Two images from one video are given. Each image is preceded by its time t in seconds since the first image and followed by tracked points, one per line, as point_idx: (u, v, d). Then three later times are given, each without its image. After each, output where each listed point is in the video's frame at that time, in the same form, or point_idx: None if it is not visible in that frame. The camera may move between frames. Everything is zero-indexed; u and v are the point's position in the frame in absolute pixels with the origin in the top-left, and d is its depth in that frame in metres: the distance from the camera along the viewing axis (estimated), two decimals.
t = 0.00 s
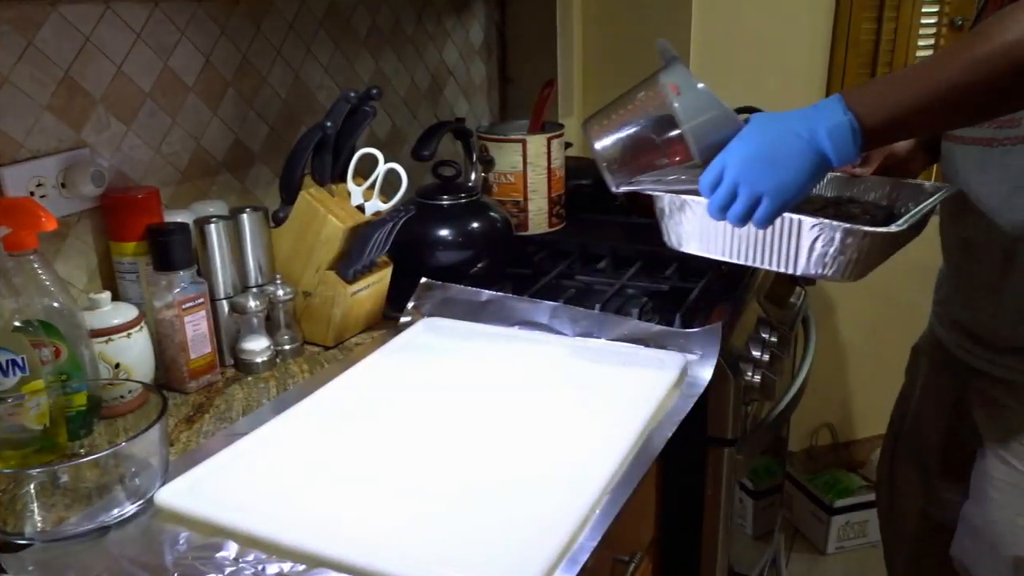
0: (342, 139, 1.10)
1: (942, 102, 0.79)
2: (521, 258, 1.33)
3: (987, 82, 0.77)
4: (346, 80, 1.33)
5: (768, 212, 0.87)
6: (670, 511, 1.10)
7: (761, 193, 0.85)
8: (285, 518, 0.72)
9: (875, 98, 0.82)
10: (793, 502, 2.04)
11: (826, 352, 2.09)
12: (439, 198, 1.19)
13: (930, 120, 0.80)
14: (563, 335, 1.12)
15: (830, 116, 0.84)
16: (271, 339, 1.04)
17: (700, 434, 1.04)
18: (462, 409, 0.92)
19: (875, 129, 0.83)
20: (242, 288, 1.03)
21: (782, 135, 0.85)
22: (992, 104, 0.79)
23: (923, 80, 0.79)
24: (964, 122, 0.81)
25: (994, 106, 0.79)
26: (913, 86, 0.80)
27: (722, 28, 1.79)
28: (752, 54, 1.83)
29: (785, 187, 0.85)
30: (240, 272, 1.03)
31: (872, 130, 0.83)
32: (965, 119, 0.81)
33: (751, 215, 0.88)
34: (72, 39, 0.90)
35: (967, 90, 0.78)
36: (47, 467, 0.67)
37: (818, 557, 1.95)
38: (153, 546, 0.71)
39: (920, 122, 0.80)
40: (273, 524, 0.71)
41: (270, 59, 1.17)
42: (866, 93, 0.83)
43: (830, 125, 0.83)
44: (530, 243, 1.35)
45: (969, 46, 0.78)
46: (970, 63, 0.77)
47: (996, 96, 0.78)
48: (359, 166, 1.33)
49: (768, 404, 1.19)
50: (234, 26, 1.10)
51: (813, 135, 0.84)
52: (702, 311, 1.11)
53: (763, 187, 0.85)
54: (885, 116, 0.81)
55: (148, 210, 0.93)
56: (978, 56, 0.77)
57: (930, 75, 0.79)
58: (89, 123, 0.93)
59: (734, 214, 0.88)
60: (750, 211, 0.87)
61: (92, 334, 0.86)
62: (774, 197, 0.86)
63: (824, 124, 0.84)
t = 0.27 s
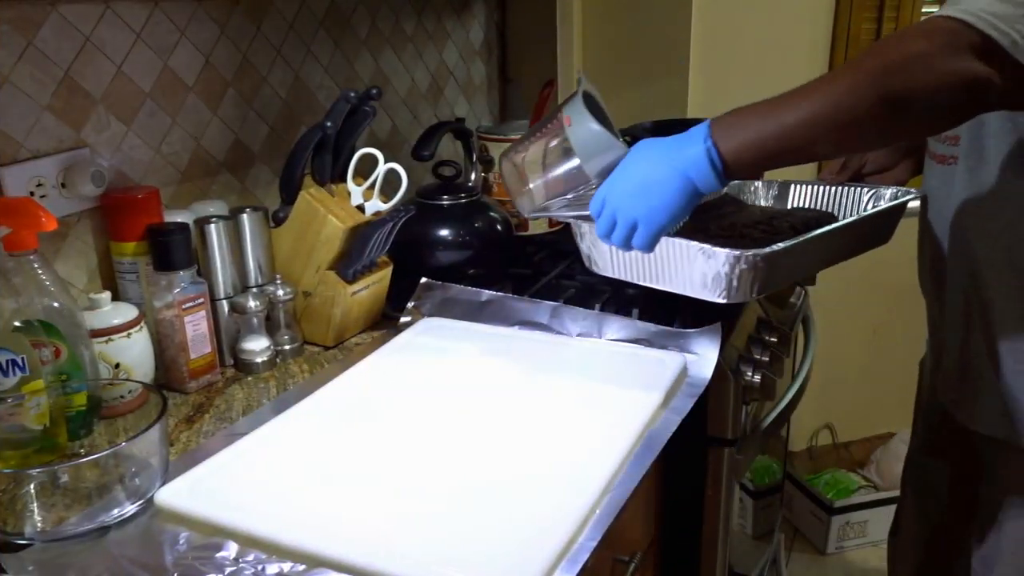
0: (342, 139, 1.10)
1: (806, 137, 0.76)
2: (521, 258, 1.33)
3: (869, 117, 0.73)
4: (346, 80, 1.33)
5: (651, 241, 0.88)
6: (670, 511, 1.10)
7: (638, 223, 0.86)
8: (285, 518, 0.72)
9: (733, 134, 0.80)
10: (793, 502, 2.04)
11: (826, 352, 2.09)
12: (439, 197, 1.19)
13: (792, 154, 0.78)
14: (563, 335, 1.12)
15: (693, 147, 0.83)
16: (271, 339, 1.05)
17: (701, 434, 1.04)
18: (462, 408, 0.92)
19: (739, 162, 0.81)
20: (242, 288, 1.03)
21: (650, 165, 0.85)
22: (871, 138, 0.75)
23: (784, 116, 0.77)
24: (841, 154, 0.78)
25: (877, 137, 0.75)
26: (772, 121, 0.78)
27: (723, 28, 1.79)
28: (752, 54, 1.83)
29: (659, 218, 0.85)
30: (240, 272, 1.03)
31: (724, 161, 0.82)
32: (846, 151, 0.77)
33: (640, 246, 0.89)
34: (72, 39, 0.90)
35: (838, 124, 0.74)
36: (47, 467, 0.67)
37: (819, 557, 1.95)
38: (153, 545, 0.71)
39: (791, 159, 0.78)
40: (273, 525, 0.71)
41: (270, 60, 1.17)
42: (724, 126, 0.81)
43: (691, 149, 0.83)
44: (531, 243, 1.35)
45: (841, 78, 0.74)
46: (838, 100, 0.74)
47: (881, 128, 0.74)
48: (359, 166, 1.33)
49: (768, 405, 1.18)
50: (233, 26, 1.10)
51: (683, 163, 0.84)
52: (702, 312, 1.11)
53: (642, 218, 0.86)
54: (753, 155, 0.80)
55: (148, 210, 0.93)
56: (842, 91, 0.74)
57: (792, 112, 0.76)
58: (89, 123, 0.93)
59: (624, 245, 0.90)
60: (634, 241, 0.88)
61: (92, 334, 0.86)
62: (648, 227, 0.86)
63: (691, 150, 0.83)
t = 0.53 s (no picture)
0: (342, 139, 1.10)
1: (694, 164, 0.76)
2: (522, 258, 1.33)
3: (746, 149, 0.71)
4: (346, 80, 1.33)
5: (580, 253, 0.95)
6: (670, 510, 1.10)
7: (560, 238, 0.94)
8: (284, 518, 0.72)
9: (642, 157, 0.82)
10: (794, 502, 2.04)
11: (826, 352, 2.09)
12: (439, 197, 1.19)
13: (689, 181, 0.78)
14: (564, 335, 1.12)
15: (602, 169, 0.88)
16: (271, 339, 1.05)
17: (701, 434, 1.04)
18: (462, 408, 0.92)
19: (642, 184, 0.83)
20: (242, 288, 1.03)
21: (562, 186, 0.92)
22: (757, 169, 0.73)
23: (677, 143, 0.76)
24: (734, 182, 0.75)
25: (763, 169, 0.72)
26: (666, 148, 0.78)
27: (722, 28, 1.79)
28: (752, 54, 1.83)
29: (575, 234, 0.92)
30: (240, 272, 1.03)
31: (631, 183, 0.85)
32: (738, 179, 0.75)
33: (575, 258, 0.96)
34: (72, 38, 0.90)
35: (718, 151, 0.73)
36: (47, 467, 0.67)
37: (819, 557, 1.95)
38: (154, 546, 0.71)
39: (686, 183, 0.78)
40: (273, 525, 0.71)
41: (270, 60, 1.17)
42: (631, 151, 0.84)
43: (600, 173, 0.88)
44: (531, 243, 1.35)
45: (732, 104, 0.71)
46: (719, 128, 0.72)
47: (764, 160, 0.71)
48: (359, 166, 1.33)
49: (768, 405, 1.18)
50: (234, 26, 1.10)
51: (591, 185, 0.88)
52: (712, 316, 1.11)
53: (562, 233, 0.93)
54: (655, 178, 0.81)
55: (148, 210, 0.93)
56: (723, 120, 0.72)
57: (697, 132, 0.75)
58: (89, 123, 0.93)
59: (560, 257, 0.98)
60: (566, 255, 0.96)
61: (92, 334, 0.86)
62: (569, 242, 0.93)
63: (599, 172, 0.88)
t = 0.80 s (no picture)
0: (342, 139, 1.10)
1: (655, 184, 0.79)
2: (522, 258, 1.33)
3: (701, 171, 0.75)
4: (346, 80, 1.33)
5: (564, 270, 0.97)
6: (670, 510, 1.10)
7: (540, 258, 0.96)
8: (285, 518, 0.72)
9: (601, 177, 0.86)
10: (794, 502, 2.04)
11: (826, 352, 2.09)
12: (439, 198, 1.19)
13: (651, 201, 0.81)
14: (564, 335, 1.12)
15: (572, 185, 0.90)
16: (271, 338, 1.05)
17: (701, 434, 1.04)
18: (462, 408, 0.92)
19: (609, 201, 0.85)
20: (242, 288, 1.03)
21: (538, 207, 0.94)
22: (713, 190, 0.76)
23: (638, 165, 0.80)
24: (691, 203, 0.79)
25: (718, 190, 0.76)
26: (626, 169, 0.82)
27: (722, 28, 1.79)
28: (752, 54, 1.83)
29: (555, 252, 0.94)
30: (240, 272, 1.03)
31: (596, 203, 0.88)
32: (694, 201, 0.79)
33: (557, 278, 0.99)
34: (72, 38, 0.90)
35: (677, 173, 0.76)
36: (47, 467, 0.67)
37: (819, 557, 1.95)
38: (153, 546, 0.71)
39: (648, 203, 0.82)
40: (273, 525, 0.71)
41: (270, 60, 1.17)
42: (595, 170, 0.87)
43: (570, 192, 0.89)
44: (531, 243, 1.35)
45: (686, 127, 0.75)
46: (677, 152, 0.75)
47: (719, 181, 0.75)
48: (359, 166, 1.33)
49: (768, 405, 1.18)
50: (234, 27, 1.10)
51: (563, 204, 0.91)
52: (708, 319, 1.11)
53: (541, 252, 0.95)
54: (617, 199, 0.85)
55: (148, 210, 0.93)
56: (679, 143, 0.75)
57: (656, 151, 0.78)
58: (89, 123, 0.93)
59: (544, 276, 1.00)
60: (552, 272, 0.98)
61: (92, 334, 0.86)
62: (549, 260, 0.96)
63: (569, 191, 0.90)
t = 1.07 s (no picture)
0: (342, 139, 1.10)
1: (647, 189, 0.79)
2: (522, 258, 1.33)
3: (690, 172, 0.75)
4: (346, 80, 1.33)
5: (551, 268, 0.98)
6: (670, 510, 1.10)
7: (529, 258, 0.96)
8: (285, 518, 0.72)
9: (589, 183, 0.86)
10: (794, 501, 2.04)
11: (826, 352, 2.09)
12: (439, 197, 1.19)
13: (640, 204, 0.81)
14: (564, 335, 1.12)
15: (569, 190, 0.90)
16: (271, 338, 1.05)
17: (701, 434, 1.04)
18: (462, 408, 0.92)
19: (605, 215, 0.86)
20: (242, 288, 1.03)
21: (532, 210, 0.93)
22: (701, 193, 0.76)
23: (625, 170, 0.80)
24: (680, 208, 0.79)
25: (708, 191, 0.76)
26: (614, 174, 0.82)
27: (722, 28, 1.79)
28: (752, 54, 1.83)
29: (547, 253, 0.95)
30: (240, 272, 1.03)
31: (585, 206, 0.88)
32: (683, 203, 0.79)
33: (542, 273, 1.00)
34: (73, 38, 0.90)
35: (666, 176, 0.77)
36: (47, 467, 0.67)
37: (819, 557, 1.95)
38: (153, 546, 0.71)
39: (635, 208, 0.82)
40: (273, 525, 0.71)
41: (270, 60, 1.17)
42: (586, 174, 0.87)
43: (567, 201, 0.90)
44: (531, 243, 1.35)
45: (674, 133, 0.75)
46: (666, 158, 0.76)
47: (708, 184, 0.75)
48: (359, 166, 1.33)
49: (768, 405, 1.18)
50: (234, 27, 1.10)
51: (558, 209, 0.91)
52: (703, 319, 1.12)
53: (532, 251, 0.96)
54: (603, 200, 0.85)
55: (148, 210, 0.93)
56: (667, 149, 0.76)
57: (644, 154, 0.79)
58: (89, 123, 0.93)
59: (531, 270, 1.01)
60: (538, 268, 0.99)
61: (92, 334, 0.86)
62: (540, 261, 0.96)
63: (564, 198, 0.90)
